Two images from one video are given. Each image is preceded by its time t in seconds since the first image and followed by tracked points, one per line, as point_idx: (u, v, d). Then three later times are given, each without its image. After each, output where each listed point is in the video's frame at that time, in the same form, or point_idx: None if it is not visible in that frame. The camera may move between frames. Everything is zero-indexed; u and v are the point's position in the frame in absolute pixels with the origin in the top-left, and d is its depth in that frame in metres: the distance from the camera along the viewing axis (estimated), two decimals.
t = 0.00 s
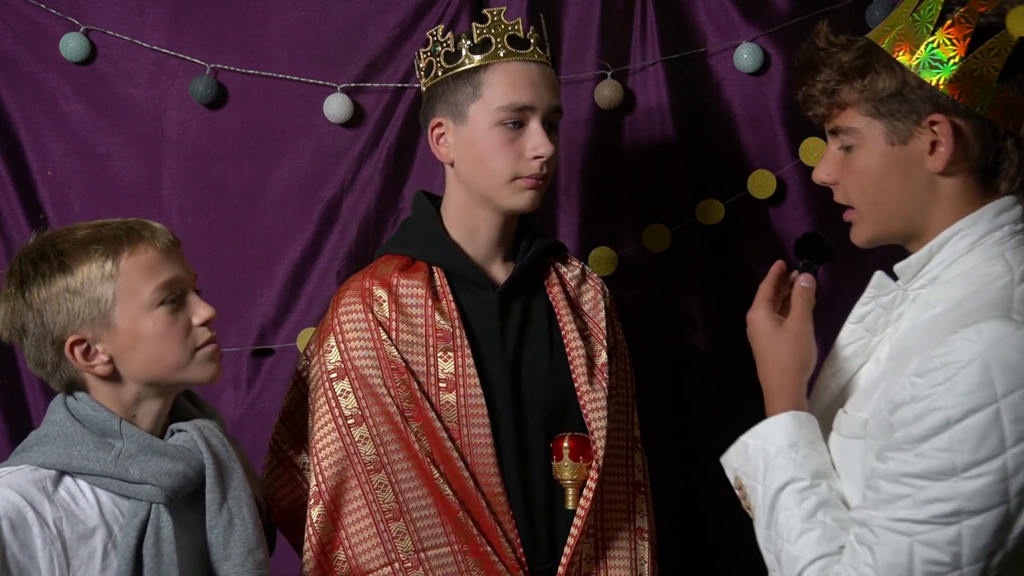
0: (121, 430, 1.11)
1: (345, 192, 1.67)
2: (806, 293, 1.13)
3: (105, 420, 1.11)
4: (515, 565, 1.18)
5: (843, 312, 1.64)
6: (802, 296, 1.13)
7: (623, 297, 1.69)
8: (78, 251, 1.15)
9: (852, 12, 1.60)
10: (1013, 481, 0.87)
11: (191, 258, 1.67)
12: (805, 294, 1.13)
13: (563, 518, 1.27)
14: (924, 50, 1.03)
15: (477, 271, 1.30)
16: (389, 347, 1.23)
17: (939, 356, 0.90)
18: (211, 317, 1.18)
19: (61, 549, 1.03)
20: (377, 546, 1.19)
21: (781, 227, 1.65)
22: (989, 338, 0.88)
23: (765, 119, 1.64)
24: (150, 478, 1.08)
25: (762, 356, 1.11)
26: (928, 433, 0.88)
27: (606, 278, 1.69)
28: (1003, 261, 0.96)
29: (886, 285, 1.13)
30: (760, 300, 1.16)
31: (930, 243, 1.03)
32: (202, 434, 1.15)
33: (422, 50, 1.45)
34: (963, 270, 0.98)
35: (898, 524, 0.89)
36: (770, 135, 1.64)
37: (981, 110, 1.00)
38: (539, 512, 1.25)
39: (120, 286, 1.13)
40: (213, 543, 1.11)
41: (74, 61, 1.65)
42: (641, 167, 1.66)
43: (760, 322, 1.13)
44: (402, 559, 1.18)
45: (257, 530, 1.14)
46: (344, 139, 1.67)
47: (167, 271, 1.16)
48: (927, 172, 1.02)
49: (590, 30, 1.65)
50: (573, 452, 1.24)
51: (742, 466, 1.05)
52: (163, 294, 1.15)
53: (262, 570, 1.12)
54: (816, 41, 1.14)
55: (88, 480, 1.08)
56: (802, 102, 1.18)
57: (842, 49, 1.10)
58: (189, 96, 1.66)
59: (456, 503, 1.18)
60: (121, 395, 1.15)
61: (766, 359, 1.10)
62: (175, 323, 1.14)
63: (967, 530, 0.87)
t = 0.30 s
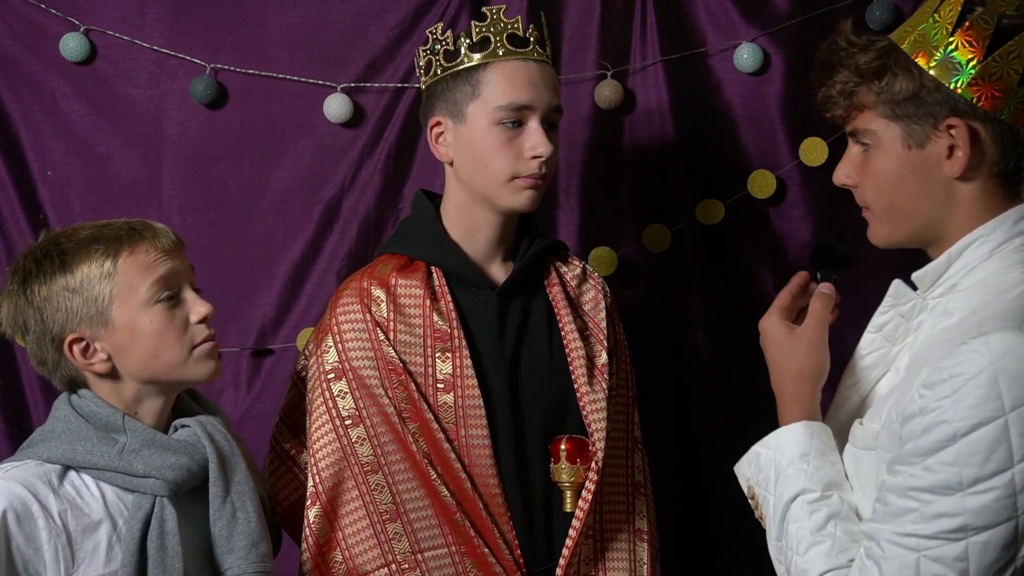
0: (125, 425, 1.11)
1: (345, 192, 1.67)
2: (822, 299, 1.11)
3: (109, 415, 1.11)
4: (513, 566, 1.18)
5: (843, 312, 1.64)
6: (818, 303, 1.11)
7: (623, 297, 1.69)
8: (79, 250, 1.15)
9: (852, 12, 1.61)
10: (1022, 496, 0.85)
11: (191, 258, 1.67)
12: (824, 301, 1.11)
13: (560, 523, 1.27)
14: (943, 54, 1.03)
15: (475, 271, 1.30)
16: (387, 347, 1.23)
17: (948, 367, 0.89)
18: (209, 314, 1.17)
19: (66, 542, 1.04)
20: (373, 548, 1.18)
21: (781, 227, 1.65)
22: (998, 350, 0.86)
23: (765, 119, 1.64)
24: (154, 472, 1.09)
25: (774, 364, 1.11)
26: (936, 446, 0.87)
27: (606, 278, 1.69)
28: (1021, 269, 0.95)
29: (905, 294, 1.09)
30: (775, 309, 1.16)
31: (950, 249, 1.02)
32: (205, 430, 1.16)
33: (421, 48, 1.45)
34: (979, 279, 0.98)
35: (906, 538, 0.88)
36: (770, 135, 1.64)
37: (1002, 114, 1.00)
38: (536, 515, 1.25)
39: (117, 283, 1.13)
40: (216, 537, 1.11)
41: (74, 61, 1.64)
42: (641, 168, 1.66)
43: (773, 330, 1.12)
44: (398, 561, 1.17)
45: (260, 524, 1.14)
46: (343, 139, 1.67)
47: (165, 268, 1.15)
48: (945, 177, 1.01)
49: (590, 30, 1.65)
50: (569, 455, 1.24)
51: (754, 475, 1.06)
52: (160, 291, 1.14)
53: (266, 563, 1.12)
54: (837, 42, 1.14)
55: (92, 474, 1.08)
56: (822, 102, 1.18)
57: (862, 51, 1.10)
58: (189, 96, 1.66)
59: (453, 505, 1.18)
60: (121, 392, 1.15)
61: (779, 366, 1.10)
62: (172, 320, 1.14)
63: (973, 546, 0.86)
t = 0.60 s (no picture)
0: (125, 424, 1.11)
1: (345, 192, 1.67)
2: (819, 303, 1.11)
3: (110, 415, 1.11)
4: (506, 569, 1.17)
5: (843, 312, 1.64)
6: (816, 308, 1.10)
7: (623, 297, 1.69)
8: (84, 251, 1.15)
9: (852, 12, 1.60)
10: (1011, 495, 0.85)
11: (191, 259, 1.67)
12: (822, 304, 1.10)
13: (554, 527, 1.27)
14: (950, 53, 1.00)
15: (471, 273, 1.30)
16: (381, 349, 1.23)
17: (936, 367, 0.88)
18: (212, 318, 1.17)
19: (66, 541, 1.04)
20: (366, 550, 1.18)
21: (781, 227, 1.65)
22: (986, 349, 0.86)
23: (765, 119, 1.64)
24: (153, 472, 1.09)
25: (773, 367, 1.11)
26: (926, 446, 0.87)
27: (606, 279, 1.69)
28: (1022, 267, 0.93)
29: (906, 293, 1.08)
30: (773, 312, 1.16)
31: (953, 247, 1.00)
32: (204, 429, 1.16)
33: (421, 48, 1.45)
34: (980, 278, 0.96)
35: (898, 539, 0.88)
36: (770, 135, 1.64)
37: (1005, 119, 0.97)
38: (531, 519, 1.26)
39: (122, 285, 1.13)
40: (215, 537, 1.11)
41: (74, 61, 1.65)
42: (641, 168, 1.66)
43: (770, 335, 1.12)
44: (391, 563, 1.17)
45: (259, 524, 1.14)
46: (344, 139, 1.67)
47: (169, 271, 1.15)
48: (946, 179, 1.00)
49: (590, 30, 1.65)
50: (564, 458, 1.24)
51: (756, 480, 1.07)
52: (163, 294, 1.14)
53: (265, 563, 1.12)
54: (852, 32, 1.11)
55: (92, 474, 1.08)
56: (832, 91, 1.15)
57: (873, 45, 1.07)
58: (189, 96, 1.66)
59: (446, 507, 1.18)
60: (122, 393, 1.15)
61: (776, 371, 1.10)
62: (176, 324, 1.14)
63: (965, 546, 0.86)
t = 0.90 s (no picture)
0: (115, 428, 1.09)
1: (345, 192, 1.67)
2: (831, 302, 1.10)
3: (99, 419, 1.09)
4: (505, 568, 1.18)
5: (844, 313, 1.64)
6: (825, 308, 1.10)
7: (623, 298, 1.69)
8: (73, 254, 1.13)
9: (852, 12, 1.60)
10: (1018, 494, 0.84)
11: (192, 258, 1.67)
12: (833, 304, 1.10)
13: (552, 524, 1.27)
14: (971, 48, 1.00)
15: (468, 270, 1.30)
16: (378, 348, 1.23)
17: (946, 367, 0.88)
18: (202, 326, 1.16)
19: (58, 547, 1.01)
20: (364, 550, 1.18)
21: (781, 227, 1.65)
22: (995, 350, 0.85)
23: (765, 119, 1.63)
24: (144, 475, 1.07)
25: (781, 364, 1.10)
26: (933, 445, 0.86)
27: (606, 279, 1.69)
28: None
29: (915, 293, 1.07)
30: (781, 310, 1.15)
31: (964, 247, 1.00)
32: (195, 432, 1.15)
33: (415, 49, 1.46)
34: (990, 279, 0.96)
35: (904, 535, 0.87)
36: (770, 136, 1.63)
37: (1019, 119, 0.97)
38: (529, 519, 1.25)
39: (110, 292, 1.12)
40: (207, 540, 1.09)
41: (74, 61, 1.65)
42: (641, 168, 1.66)
43: (778, 334, 1.12)
44: (389, 563, 1.17)
45: (250, 527, 1.12)
46: (344, 139, 1.67)
47: (159, 278, 1.14)
48: (957, 175, 0.99)
49: (590, 30, 1.65)
50: (560, 458, 1.24)
51: (764, 473, 1.06)
52: (152, 302, 1.13)
53: (257, 567, 1.10)
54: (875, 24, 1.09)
55: (82, 478, 1.06)
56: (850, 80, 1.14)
57: (892, 38, 1.05)
58: (189, 96, 1.66)
59: (445, 506, 1.18)
60: (109, 399, 1.14)
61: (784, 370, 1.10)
62: (164, 332, 1.13)
63: (970, 543, 0.85)
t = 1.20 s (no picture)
0: (92, 431, 1.06)
1: (345, 192, 1.67)
2: (837, 293, 1.12)
3: (75, 422, 1.06)
4: (505, 564, 1.18)
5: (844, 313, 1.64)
6: (832, 296, 1.12)
7: (622, 298, 1.69)
8: (36, 246, 1.10)
9: (853, 11, 1.60)
10: None
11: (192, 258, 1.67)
12: (840, 294, 1.12)
13: (552, 521, 1.27)
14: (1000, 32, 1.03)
15: (466, 268, 1.31)
16: (377, 345, 1.23)
17: (970, 352, 0.90)
18: (127, 335, 1.05)
19: (37, 553, 0.99)
20: (365, 548, 1.18)
21: (781, 227, 1.65)
22: (1020, 336, 0.88)
23: (765, 119, 1.63)
24: (123, 479, 1.04)
25: (789, 355, 1.11)
26: (959, 427, 0.88)
27: (606, 279, 1.68)
28: None
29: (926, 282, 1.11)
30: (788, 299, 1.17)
31: (976, 238, 1.04)
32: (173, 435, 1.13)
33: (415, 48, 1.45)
34: (998, 272, 1.00)
35: (929, 516, 0.88)
36: (770, 135, 1.63)
37: None
38: (529, 519, 1.25)
39: (48, 289, 1.07)
40: (188, 543, 1.08)
41: (74, 61, 1.65)
42: (641, 168, 1.66)
43: (785, 323, 1.14)
44: (391, 560, 1.17)
45: (233, 528, 1.11)
46: (344, 139, 1.67)
47: (90, 284, 1.05)
48: (972, 167, 1.03)
49: (590, 30, 1.65)
50: (560, 455, 1.24)
51: (774, 461, 1.06)
52: (80, 305, 1.05)
53: (241, 568, 1.09)
54: (887, 24, 1.14)
55: (60, 483, 1.04)
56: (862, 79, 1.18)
57: (910, 35, 1.09)
58: (189, 96, 1.66)
59: (445, 503, 1.18)
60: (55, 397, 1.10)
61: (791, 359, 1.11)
62: (88, 338, 1.05)
63: (995, 522, 0.87)
